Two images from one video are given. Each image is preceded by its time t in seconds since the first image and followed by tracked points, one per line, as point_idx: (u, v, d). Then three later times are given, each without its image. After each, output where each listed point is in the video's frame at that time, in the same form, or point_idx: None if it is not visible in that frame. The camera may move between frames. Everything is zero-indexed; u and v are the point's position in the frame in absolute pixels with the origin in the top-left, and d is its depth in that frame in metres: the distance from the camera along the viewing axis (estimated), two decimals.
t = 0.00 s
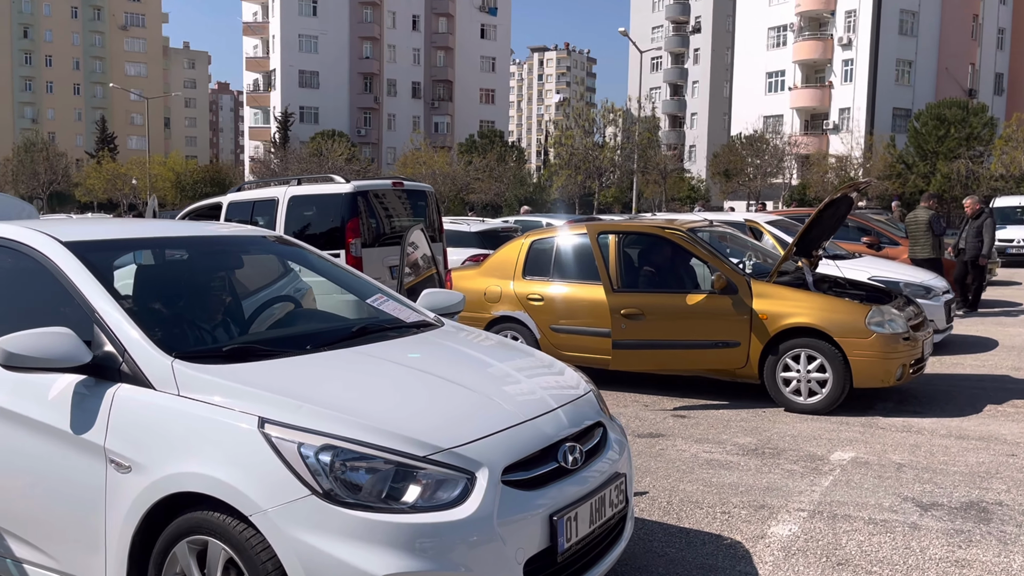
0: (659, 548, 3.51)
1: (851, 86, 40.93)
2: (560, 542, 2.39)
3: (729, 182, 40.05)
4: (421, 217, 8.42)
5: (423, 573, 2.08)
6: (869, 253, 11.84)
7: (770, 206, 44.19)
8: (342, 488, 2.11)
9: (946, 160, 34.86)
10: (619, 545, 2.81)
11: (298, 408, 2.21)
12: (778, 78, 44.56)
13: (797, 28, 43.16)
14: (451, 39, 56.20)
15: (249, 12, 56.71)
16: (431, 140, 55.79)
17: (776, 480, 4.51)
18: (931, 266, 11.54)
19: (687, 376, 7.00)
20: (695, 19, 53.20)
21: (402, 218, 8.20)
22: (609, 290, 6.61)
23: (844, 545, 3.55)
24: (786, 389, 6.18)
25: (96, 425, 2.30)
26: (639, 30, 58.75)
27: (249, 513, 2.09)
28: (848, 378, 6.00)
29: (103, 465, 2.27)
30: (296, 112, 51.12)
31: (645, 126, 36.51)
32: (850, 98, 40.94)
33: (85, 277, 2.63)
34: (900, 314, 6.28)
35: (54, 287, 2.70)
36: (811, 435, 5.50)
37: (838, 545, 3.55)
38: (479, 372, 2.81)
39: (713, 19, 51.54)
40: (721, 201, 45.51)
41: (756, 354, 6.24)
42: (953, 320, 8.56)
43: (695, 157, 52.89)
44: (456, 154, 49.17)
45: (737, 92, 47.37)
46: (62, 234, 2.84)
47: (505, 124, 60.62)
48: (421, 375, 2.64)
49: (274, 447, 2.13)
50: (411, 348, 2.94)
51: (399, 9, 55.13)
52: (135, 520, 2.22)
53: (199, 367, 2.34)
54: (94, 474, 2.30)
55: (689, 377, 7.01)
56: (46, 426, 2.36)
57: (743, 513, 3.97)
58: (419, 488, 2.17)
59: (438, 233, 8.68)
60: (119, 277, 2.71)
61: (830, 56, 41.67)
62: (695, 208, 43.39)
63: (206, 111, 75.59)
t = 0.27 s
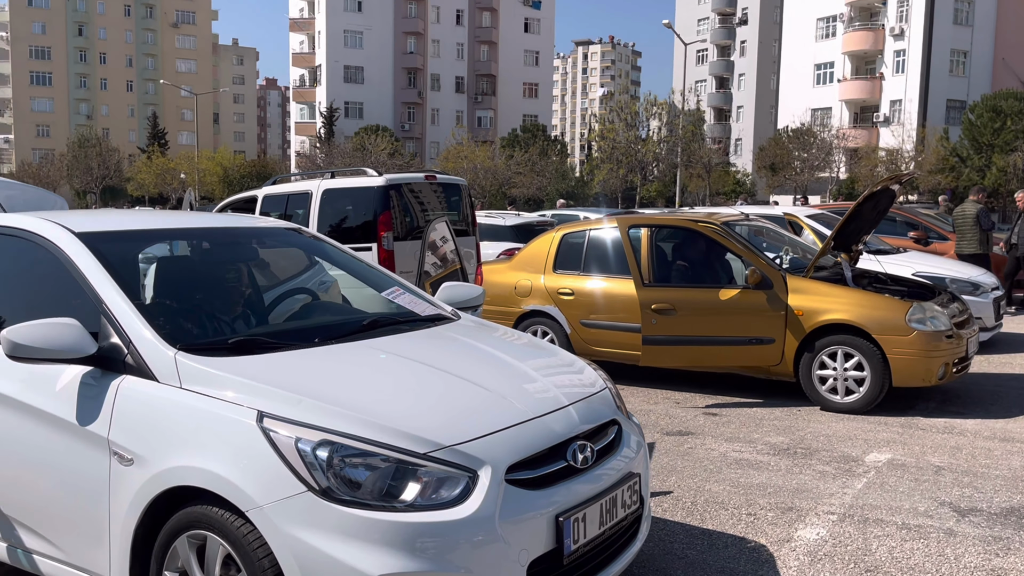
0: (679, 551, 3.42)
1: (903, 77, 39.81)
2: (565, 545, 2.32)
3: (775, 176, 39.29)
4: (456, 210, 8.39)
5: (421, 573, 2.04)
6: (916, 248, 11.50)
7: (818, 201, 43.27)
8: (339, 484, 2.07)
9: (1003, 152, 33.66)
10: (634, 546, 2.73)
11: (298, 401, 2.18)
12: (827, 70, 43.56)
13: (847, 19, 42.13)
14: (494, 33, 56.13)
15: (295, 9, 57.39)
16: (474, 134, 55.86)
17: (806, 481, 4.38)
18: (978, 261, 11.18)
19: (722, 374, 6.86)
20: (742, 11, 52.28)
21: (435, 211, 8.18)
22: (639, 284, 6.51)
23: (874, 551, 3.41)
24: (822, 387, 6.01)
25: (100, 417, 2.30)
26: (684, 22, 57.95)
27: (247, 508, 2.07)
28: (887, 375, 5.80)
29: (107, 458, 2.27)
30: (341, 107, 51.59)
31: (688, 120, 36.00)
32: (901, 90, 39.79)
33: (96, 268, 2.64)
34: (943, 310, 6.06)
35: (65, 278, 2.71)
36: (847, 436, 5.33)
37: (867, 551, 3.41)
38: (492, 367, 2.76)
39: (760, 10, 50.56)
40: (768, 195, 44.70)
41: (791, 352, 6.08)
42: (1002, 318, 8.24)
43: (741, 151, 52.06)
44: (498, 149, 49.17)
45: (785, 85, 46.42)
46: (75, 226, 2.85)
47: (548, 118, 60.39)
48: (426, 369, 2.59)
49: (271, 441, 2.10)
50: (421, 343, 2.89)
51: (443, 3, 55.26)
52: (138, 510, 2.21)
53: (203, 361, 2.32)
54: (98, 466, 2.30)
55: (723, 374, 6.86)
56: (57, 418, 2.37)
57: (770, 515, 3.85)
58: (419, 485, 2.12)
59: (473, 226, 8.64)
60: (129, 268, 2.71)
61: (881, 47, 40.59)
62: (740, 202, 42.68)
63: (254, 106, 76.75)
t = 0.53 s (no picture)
0: (687, 558, 3.35)
1: (954, 68, 38.73)
2: (556, 552, 2.28)
3: (819, 170, 38.56)
4: (486, 207, 8.46)
5: None
6: (958, 244, 11.17)
7: (864, 195, 42.38)
8: (324, 489, 2.06)
9: None
10: (633, 552, 2.67)
11: (285, 404, 2.18)
12: (874, 61, 42.58)
13: (895, 9, 41.11)
14: (535, 27, 55.97)
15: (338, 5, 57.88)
16: (514, 128, 55.83)
17: (827, 486, 4.27)
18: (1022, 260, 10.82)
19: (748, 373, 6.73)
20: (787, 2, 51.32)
21: (466, 208, 8.24)
22: (664, 282, 6.41)
23: (892, 561, 3.31)
24: (850, 388, 5.85)
25: (95, 416, 2.32)
26: (728, 14, 57.12)
27: (231, 510, 2.07)
28: (918, 378, 5.63)
29: (101, 456, 2.29)
30: (383, 102, 51.97)
31: (730, 113, 35.51)
32: (952, 81, 38.73)
33: (97, 266, 2.66)
34: (978, 310, 5.86)
35: (67, 275, 2.73)
36: (874, 440, 5.19)
37: (884, 561, 3.31)
38: (490, 367, 2.72)
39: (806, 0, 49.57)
40: (812, 189, 43.90)
41: (819, 352, 5.94)
42: None
43: (785, 144, 51.18)
44: (537, 143, 49.12)
45: (830, 77, 45.48)
46: (81, 224, 2.88)
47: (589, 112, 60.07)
48: (419, 370, 2.56)
49: (258, 444, 2.09)
50: (419, 342, 2.86)
51: None
52: (129, 509, 2.23)
53: (195, 361, 2.33)
54: (92, 464, 2.32)
55: (751, 374, 6.73)
56: (56, 415, 2.40)
57: (786, 522, 3.75)
58: (403, 491, 2.09)
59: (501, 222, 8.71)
60: (131, 266, 2.73)
61: (932, 37, 39.55)
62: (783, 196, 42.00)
63: (298, 101, 77.74)
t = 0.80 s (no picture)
0: (700, 562, 3.27)
1: (1003, 59, 37.66)
2: (554, 557, 2.23)
3: (862, 164, 37.77)
4: (513, 202, 8.42)
5: None
6: (1000, 241, 10.83)
7: (908, 189, 41.43)
8: (315, 489, 2.04)
9: None
10: (638, 556, 2.62)
11: (278, 402, 2.16)
12: (919, 53, 41.59)
13: None
14: (573, 20, 55.72)
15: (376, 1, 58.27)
16: (551, 123, 55.67)
17: (849, 489, 4.16)
18: None
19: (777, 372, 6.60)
20: None
21: (494, 202, 8.21)
22: (690, 278, 6.31)
23: (913, 570, 3.20)
24: (881, 389, 5.69)
25: (94, 411, 2.34)
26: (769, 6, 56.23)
27: (222, 509, 2.07)
28: (951, 379, 5.46)
29: (101, 453, 2.31)
30: (420, 97, 52.19)
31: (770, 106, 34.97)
32: (1001, 72, 37.64)
33: (101, 261, 2.68)
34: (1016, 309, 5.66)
35: (75, 270, 2.76)
36: (904, 442, 5.04)
37: (905, 570, 3.20)
38: (493, 366, 2.68)
39: None
40: (854, 184, 43.02)
41: (848, 352, 5.79)
42: None
43: (827, 138, 50.25)
44: (574, 137, 48.94)
45: (874, 69, 44.52)
46: (90, 218, 2.91)
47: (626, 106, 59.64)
48: (419, 370, 2.52)
49: (249, 443, 2.08)
50: (422, 340, 2.82)
51: None
52: (128, 505, 2.24)
53: (193, 357, 2.32)
54: (92, 459, 2.34)
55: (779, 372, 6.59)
56: (57, 409, 2.43)
57: (805, 526, 3.65)
58: (395, 492, 2.06)
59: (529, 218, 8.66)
60: (136, 261, 2.74)
61: (980, 28, 38.48)
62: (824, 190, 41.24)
63: (336, 96, 78.45)
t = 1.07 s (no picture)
0: (718, 566, 3.15)
1: None
2: (559, 562, 2.13)
3: (903, 157, 36.96)
4: (541, 194, 8.33)
5: None
6: None
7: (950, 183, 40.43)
8: (307, 488, 1.96)
9: None
10: (651, 559, 2.51)
11: (273, 397, 2.09)
12: (964, 44, 40.56)
13: None
14: (608, 13, 55.31)
15: None
16: (584, 117, 55.33)
17: (878, 492, 4.00)
18: None
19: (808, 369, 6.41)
20: None
21: (522, 196, 8.13)
22: (717, 271, 6.15)
23: None
24: (917, 388, 5.49)
25: (91, 403, 2.29)
26: None
27: (213, 507, 2.00)
28: (991, 379, 5.24)
29: (95, 447, 2.26)
30: (454, 91, 52.22)
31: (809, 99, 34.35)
32: None
33: (103, 251, 2.64)
34: None
35: (79, 260, 2.72)
36: (940, 443, 4.84)
37: None
38: (503, 361, 2.59)
39: None
40: (894, 177, 42.09)
41: (882, 349, 5.59)
42: None
43: (867, 131, 49.26)
44: (608, 130, 48.61)
45: (916, 60, 43.50)
46: (95, 207, 2.87)
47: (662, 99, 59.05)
48: (423, 365, 2.44)
49: (242, 439, 2.01)
50: (430, 333, 2.74)
51: None
52: (121, 500, 2.18)
53: (191, 350, 2.27)
54: (88, 454, 2.29)
55: (810, 369, 6.40)
56: (54, 401, 2.39)
57: (833, 530, 3.50)
58: (391, 492, 1.98)
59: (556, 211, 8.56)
60: (139, 251, 2.69)
61: None
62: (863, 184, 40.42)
63: (371, 91, 78.86)
